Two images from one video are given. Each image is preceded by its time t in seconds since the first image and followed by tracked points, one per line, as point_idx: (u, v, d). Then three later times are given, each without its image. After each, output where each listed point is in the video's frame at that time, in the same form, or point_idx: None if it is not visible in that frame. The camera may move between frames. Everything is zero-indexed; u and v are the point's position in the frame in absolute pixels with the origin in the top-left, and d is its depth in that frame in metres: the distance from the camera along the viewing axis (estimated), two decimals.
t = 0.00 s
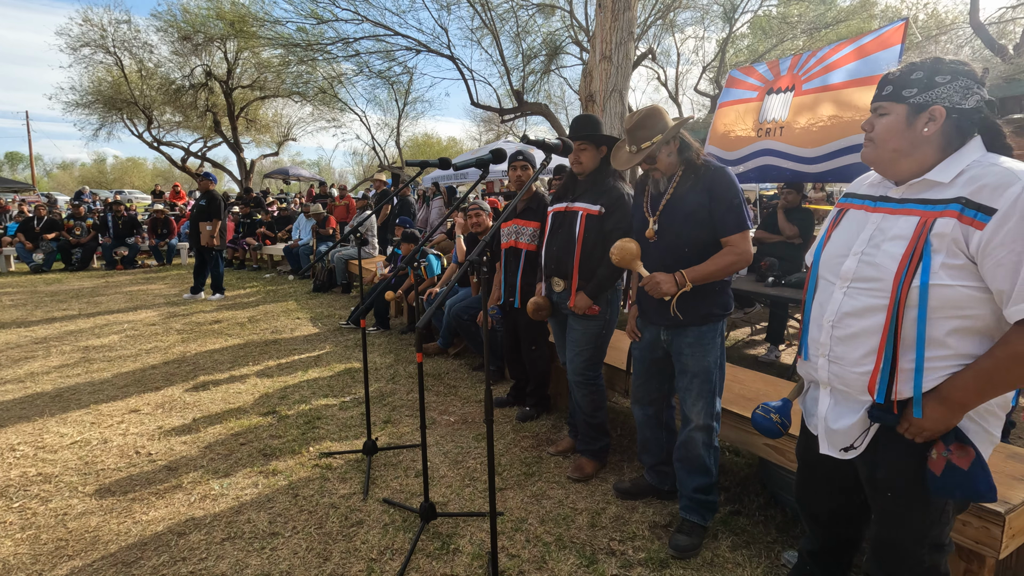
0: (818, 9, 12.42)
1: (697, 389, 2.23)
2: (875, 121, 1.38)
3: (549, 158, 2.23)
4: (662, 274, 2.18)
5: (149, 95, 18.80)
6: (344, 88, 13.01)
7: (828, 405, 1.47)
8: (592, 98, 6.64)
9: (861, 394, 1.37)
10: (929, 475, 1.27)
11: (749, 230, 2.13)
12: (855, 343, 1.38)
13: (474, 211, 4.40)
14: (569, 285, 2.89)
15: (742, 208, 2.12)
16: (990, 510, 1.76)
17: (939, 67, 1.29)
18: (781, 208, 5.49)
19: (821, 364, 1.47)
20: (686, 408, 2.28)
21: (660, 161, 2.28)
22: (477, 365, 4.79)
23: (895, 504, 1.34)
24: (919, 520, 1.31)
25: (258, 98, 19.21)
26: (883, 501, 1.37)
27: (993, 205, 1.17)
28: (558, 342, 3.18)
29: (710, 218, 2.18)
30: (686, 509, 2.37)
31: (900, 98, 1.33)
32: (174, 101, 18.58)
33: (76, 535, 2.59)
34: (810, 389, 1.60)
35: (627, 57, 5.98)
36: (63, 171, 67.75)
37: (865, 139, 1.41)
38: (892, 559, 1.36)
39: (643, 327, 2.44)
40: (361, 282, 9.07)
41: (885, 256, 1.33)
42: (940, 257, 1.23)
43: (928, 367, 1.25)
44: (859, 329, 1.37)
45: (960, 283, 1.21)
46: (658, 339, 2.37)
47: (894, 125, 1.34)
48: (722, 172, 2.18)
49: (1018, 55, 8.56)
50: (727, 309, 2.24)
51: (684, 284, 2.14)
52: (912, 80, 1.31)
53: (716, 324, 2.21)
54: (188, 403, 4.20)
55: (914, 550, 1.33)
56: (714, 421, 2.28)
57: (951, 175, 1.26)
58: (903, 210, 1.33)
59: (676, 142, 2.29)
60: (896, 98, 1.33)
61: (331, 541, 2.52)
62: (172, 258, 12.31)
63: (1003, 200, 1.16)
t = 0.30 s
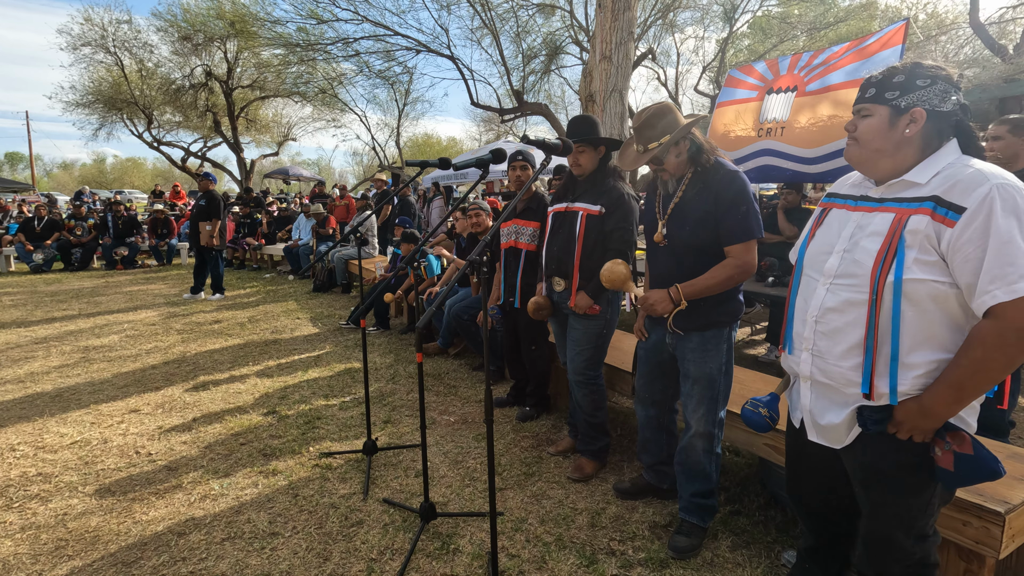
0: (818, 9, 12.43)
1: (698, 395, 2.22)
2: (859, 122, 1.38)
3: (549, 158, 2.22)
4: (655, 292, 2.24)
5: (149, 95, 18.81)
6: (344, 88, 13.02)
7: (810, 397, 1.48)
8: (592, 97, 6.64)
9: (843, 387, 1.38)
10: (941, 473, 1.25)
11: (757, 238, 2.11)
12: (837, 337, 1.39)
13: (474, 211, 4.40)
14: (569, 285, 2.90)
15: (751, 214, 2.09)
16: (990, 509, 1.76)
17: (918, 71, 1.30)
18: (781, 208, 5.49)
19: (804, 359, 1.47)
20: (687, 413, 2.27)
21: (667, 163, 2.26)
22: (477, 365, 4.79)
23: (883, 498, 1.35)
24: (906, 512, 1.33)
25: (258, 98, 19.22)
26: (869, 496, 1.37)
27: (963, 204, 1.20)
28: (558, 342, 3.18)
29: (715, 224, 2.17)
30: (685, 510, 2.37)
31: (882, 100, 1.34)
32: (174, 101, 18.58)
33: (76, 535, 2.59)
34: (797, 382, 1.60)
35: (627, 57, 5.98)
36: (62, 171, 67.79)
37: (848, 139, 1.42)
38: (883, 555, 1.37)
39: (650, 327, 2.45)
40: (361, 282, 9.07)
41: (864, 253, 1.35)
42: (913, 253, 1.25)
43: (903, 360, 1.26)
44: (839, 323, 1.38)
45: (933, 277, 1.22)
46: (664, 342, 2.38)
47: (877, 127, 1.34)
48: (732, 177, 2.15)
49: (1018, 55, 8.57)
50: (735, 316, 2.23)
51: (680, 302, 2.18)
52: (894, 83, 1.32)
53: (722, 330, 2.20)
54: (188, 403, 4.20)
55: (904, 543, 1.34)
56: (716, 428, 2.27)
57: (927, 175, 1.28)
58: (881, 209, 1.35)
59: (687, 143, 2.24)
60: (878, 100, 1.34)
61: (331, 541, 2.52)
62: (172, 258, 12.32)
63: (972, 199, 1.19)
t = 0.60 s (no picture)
0: (818, 10, 12.43)
1: (701, 397, 2.23)
2: (855, 120, 1.37)
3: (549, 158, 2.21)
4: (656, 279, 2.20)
5: (149, 95, 18.81)
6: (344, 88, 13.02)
7: (798, 392, 1.49)
8: (592, 97, 6.64)
9: (831, 382, 1.39)
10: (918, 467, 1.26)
11: (759, 239, 2.10)
12: (824, 334, 1.40)
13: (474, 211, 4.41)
14: (569, 285, 2.90)
15: (753, 214, 2.09)
16: (990, 509, 1.76)
17: (917, 74, 1.30)
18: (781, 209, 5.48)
19: (794, 354, 1.48)
20: (690, 415, 2.27)
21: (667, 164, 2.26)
22: (477, 365, 4.79)
23: (865, 487, 1.36)
24: (889, 501, 1.34)
25: (259, 98, 19.21)
26: (852, 486, 1.39)
27: (938, 208, 1.21)
28: (558, 342, 3.18)
29: (716, 225, 2.17)
30: (686, 510, 2.36)
31: (881, 99, 1.33)
32: (174, 101, 18.58)
33: (76, 535, 2.59)
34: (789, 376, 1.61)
35: (627, 57, 5.98)
36: (63, 171, 67.88)
37: (842, 136, 1.41)
38: (870, 545, 1.38)
39: (650, 327, 2.44)
40: (361, 282, 9.07)
41: (848, 251, 1.35)
42: (893, 253, 1.26)
43: (882, 356, 1.28)
44: (826, 320, 1.39)
45: (911, 276, 1.24)
46: (664, 342, 2.37)
47: (875, 125, 1.34)
48: (734, 178, 2.14)
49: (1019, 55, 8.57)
50: (739, 317, 2.22)
51: (677, 294, 2.16)
52: (892, 83, 1.31)
53: (725, 331, 2.20)
54: (188, 403, 4.20)
55: (891, 535, 1.35)
56: (720, 430, 2.27)
57: (909, 179, 1.30)
58: (865, 209, 1.36)
59: (688, 143, 2.24)
60: (877, 99, 1.33)
61: (331, 541, 2.52)
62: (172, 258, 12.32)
63: (946, 203, 1.20)
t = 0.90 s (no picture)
0: (818, 10, 12.44)
1: (693, 394, 2.23)
2: (851, 117, 1.37)
3: (549, 158, 2.21)
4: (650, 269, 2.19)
5: (149, 95, 18.82)
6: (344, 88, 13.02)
7: (793, 391, 1.48)
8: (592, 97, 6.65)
9: (824, 381, 1.39)
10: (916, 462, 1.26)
11: (745, 233, 2.11)
12: (818, 333, 1.40)
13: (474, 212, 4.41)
14: (569, 285, 2.90)
15: (740, 210, 2.11)
16: (991, 509, 1.76)
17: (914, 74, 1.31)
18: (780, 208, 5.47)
19: (789, 353, 1.48)
20: (682, 413, 2.27)
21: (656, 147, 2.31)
22: (477, 365, 4.79)
23: (863, 485, 1.36)
24: (887, 499, 1.34)
25: (259, 98, 19.21)
26: (850, 484, 1.39)
27: (927, 204, 1.22)
28: (558, 342, 3.18)
29: (706, 221, 2.18)
30: (685, 510, 2.36)
31: (879, 97, 1.33)
32: (174, 101, 18.58)
33: (76, 535, 2.59)
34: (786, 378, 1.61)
35: (627, 57, 5.98)
36: (63, 171, 68.05)
37: (837, 134, 1.41)
38: (868, 543, 1.38)
39: (642, 328, 2.44)
40: (361, 282, 9.07)
41: (840, 251, 1.36)
42: (884, 252, 1.26)
43: (873, 353, 1.28)
44: (819, 319, 1.39)
45: (903, 273, 1.24)
46: (656, 341, 2.38)
47: (873, 121, 1.34)
48: (722, 172, 2.16)
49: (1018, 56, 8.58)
50: (727, 313, 2.23)
51: (672, 282, 2.14)
52: (891, 81, 1.32)
53: (714, 328, 2.21)
54: (188, 403, 4.20)
55: (888, 533, 1.35)
56: (712, 427, 2.27)
57: (897, 177, 1.30)
58: (857, 210, 1.36)
59: (685, 128, 2.25)
60: (875, 96, 1.33)
61: (331, 541, 2.52)
62: (172, 258, 12.33)
63: (935, 200, 1.20)
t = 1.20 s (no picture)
0: (818, 10, 12.44)
1: (689, 389, 2.22)
2: (859, 117, 1.37)
3: (550, 159, 2.21)
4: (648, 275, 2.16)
5: (149, 95, 18.82)
6: (344, 88, 13.02)
7: (799, 393, 1.49)
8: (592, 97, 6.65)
9: (830, 383, 1.39)
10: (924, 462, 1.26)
11: (735, 224, 2.14)
12: (824, 334, 1.40)
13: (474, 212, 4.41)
14: (569, 284, 2.89)
15: (730, 203, 2.13)
16: (990, 509, 1.76)
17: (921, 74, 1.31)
18: (779, 208, 5.46)
19: (795, 355, 1.48)
20: (678, 409, 2.27)
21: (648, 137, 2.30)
22: (477, 364, 4.79)
23: (868, 488, 1.36)
24: (891, 501, 1.34)
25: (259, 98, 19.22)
26: (854, 486, 1.38)
27: (936, 205, 1.21)
28: (558, 342, 3.18)
29: (698, 214, 2.19)
30: (686, 509, 2.35)
31: (886, 97, 1.33)
32: (174, 101, 18.58)
33: (76, 535, 2.59)
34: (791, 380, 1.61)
35: (627, 57, 5.98)
36: (63, 171, 68.14)
37: (843, 134, 1.41)
38: (872, 545, 1.38)
39: (633, 328, 2.44)
40: (361, 282, 9.08)
41: (847, 252, 1.36)
42: (892, 253, 1.26)
43: (880, 354, 1.28)
44: (825, 320, 1.39)
45: (912, 274, 1.24)
46: (650, 340, 2.37)
47: (879, 122, 1.34)
48: (710, 167, 2.19)
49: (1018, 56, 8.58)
50: (718, 307, 2.24)
51: (671, 285, 2.13)
52: (898, 82, 1.32)
53: (707, 322, 2.22)
54: (188, 403, 4.20)
55: (890, 535, 1.35)
56: (709, 421, 2.27)
57: (905, 177, 1.30)
58: (864, 210, 1.36)
59: (676, 125, 2.27)
60: (883, 96, 1.34)
61: (331, 541, 2.52)
62: (172, 258, 12.33)
63: (944, 200, 1.20)
